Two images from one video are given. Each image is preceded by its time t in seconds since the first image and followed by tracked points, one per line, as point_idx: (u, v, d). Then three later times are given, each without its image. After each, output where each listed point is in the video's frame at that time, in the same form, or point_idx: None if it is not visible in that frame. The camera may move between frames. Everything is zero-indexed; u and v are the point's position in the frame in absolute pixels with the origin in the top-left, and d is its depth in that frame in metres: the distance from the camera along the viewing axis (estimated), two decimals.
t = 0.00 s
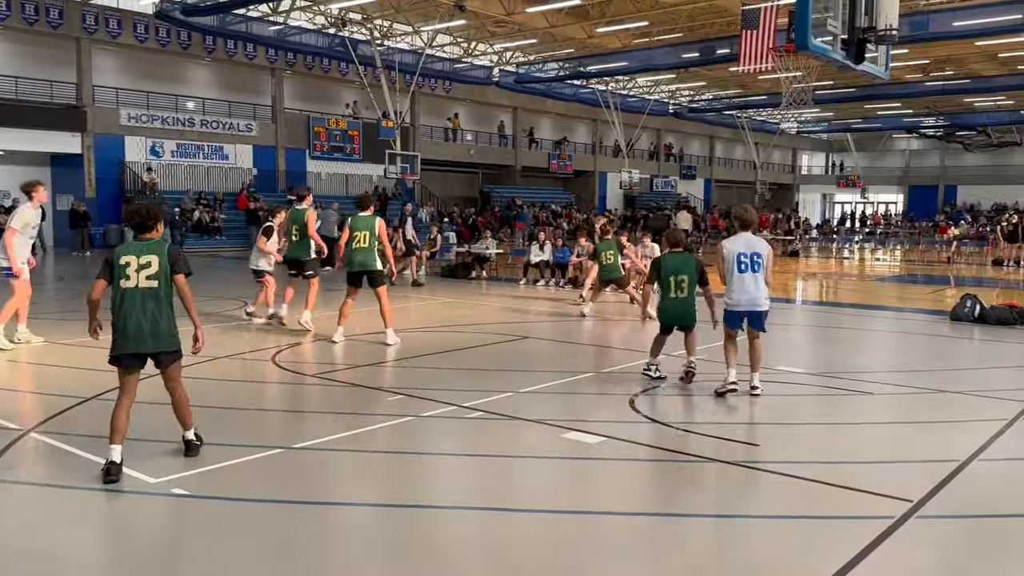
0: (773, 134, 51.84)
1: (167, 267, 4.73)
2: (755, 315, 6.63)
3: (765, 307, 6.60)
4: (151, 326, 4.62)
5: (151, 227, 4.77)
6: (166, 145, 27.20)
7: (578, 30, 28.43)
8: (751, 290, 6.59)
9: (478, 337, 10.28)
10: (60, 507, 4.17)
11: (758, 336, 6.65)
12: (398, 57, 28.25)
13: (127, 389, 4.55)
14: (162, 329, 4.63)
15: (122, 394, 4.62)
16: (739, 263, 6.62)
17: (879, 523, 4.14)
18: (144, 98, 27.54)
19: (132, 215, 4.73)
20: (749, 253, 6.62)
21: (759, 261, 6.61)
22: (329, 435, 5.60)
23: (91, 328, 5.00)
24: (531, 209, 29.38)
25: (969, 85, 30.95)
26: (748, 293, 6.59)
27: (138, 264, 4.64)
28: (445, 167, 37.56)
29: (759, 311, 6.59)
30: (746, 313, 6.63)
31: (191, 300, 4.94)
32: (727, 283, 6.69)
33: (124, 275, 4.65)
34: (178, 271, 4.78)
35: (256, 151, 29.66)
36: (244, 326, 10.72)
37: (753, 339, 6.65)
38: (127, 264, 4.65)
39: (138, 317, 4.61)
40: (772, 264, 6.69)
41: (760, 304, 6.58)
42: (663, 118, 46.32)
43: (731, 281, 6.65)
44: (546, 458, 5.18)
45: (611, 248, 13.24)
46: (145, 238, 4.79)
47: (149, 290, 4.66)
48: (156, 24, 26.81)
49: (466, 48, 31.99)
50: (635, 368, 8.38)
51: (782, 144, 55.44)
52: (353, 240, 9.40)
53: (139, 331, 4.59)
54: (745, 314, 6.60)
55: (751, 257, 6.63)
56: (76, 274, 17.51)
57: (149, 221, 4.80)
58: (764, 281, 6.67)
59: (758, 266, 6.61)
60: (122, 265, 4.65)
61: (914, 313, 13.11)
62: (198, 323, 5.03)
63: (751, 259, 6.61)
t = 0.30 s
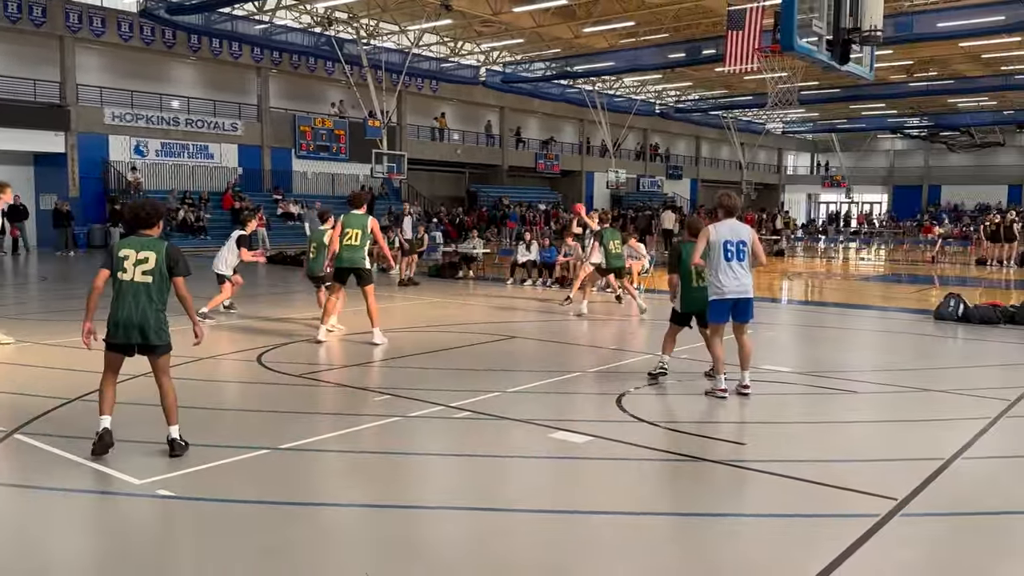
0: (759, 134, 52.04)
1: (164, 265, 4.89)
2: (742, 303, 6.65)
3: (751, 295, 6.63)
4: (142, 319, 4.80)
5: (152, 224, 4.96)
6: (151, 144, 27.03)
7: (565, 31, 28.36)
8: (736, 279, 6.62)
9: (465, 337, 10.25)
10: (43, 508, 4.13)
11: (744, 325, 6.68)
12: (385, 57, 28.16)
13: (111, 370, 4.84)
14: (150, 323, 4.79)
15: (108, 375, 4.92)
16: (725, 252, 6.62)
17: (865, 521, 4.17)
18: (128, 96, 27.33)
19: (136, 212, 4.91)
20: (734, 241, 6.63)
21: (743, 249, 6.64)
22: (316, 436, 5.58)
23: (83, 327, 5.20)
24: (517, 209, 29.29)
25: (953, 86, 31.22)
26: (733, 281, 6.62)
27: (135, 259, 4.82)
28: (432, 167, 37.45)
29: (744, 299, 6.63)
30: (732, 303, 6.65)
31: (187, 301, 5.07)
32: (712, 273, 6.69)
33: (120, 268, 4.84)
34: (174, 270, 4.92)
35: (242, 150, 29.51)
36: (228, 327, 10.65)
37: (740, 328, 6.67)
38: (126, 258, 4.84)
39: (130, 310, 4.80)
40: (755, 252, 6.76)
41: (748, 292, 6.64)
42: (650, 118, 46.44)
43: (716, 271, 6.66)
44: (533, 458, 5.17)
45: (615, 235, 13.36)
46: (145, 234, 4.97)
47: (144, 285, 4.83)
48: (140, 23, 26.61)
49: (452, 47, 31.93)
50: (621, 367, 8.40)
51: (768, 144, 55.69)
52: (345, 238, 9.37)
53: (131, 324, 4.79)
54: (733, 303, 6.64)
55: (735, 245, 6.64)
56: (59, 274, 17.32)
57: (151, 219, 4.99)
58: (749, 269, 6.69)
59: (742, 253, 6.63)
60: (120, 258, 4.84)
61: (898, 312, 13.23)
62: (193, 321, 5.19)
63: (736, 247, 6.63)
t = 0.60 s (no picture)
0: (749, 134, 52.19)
1: (139, 262, 4.97)
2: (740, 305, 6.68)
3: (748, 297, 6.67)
4: (128, 316, 4.87)
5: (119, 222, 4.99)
6: (140, 143, 26.88)
7: (555, 31, 28.37)
8: (736, 281, 6.64)
9: (455, 337, 10.23)
10: (32, 508, 4.11)
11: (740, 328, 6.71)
12: (375, 56, 28.12)
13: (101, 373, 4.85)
14: (137, 320, 4.89)
15: (91, 376, 4.89)
16: (727, 253, 6.63)
17: (853, 520, 4.19)
18: (117, 96, 27.19)
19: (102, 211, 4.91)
20: (735, 242, 6.64)
21: (742, 251, 6.66)
22: (306, 437, 5.56)
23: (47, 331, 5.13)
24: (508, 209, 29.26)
25: (941, 86, 31.39)
26: (733, 283, 6.63)
27: (115, 259, 4.85)
28: (423, 166, 37.40)
29: (741, 302, 6.66)
30: (730, 306, 6.66)
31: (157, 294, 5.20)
32: (711, 273, 6.68)
33: (100, 267, 4.83)
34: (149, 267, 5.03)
35: (232, 150, 29.41)
36: (218, 327, 10.61)
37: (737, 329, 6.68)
38: (104, 259, 4.84)
39: (115, 309, 4.83)
40: (751, 256, 6.83)
41: (746, 296, 6.68)
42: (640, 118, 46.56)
43: (716, 273, 6.66)
44: (524, 458, 5.17)
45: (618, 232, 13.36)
46: (113, 233, 4.98)
47: (126, 283, 4.88)
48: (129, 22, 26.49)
49: (443, 47, 31.90)
50: (612, 367, 8.41)
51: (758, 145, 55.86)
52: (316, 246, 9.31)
53: (117, 322, 4.84)
54: (730, 305, 6.65)
55: (736, 246, 6.65)
56: (47, 274, 17.23)
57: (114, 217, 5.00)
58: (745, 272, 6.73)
59: (742, 255, 6.66)
60: (98, 258, 4.83)
61: (886, 312, 13.30)
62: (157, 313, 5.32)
63: (737, 249, 6.64)
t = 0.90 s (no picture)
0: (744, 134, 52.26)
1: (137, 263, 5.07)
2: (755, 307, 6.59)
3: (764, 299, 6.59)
4: (130, 313, 4.93)
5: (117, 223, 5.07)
6: (134, 143, 26.80)
7: (550, 31, 28.33)
8: (751, 282, 6.56)
9: (450, 338, 10.22)
10: (27, 508, 4.10)
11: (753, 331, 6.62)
12: (370, 56, 28.10)
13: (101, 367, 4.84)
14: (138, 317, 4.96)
15: (88, 371, 4.85)
16: (744, 254, 6.55)
17: (848, 519, 4.19)
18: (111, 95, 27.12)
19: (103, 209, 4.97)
20: (751, 244, 6.58)
21: (758, 252, 6.60)
22: (301, 437, 5.55)
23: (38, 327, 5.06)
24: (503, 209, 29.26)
25: (935, 87, 31.49)
26: (749, 284, 6.55)
27: (119, 256, 4.93)
28: (418, 166, 37.36)
29: (757, 304, 6.58)
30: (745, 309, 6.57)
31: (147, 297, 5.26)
32: (726, 274, 6.59)
33: (104, 262, 4.88)
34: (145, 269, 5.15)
35: (226, 150, 29.35)
36: (212, 327, 10.59)
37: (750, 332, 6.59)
38: (108, 254, 4.90)
39: (118, 304, 4.88)
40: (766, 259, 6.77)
41: (758, 299, 6.57)
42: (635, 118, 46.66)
43: (731, 273, 6.57)
44: (519, 458, 5.17)
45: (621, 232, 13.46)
46: (111, 232, 5.04)
47: (128, 281, 4.96)
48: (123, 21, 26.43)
49: (438, 47, 31.88)
50: (608, 367, 8.42)
51: (753, 145, 55.92)
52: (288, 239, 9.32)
53: (122, 317, 4.88)
54: (744, 308, 6.56)
55: (752, 247, 6.58)
56: (41, 275, 17.21)
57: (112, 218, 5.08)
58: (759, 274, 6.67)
59: (758, 256, 6.59)
60: (102, 253, 4.88)
61: (881, 312, 13.31)
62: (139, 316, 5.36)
63: (753, 250, 6.58)
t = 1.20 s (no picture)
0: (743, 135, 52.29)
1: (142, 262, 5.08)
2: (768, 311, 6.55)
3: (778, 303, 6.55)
4: (134, 311, 4.94)
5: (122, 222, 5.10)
6: (133, 142, 26.79)
7: (550, 32, 28.35)
8: (766, 287, 6.49)
9: (449, 337, 10.22)
10: (27, 509, 4.09)
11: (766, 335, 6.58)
12: (369, 56, 28.12)
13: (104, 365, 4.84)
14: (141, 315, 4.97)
15: (94, 369, 4.85)
16: (757, 258, 6.48)
17: (847, 519, 4.19)
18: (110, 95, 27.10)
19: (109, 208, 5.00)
20: (765, 247, 6.52)
21: (771, 256, 6.54)
22: (301, 437, 5.55)
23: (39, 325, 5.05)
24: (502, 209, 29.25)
25: (934, 87, 31.50)
26: (764, 289, 6.48)
27: (123, 254, 4.94)
28: (418, 166, 37.35)
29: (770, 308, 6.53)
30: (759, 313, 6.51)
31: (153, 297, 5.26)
32: (739, 278, 6.51)
33: (108, 261, 4.90)
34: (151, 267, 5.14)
35: (225, 149, 29.35)
36: (211, 327, 10.58)
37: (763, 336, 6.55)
38: (112, 252, 4.92)
39: (122, 301, 4.88)
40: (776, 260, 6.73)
41: (773, 303, 6.53)
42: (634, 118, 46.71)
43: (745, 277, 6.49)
44: (517, 458, 5.17)
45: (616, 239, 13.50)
46: (116, 232, 5.05)
47: (132, 279, 4.97)
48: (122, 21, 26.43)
49: (437, 47, 31.89)
50: (607, 367, 8.41)
51: (752, 145, 55.93)
52: (279, 238, 9.33)
53: (127, 315, 4.89)
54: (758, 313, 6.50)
55: (766, 251, 6.52)
56: (41, 275, 17.21)
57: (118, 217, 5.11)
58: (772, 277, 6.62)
59: (770, 260, 6.54)
60: (106, 251, 4.90)
61: (879, 312, 13.33)
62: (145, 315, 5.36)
63: (767, 254, 6.52)
